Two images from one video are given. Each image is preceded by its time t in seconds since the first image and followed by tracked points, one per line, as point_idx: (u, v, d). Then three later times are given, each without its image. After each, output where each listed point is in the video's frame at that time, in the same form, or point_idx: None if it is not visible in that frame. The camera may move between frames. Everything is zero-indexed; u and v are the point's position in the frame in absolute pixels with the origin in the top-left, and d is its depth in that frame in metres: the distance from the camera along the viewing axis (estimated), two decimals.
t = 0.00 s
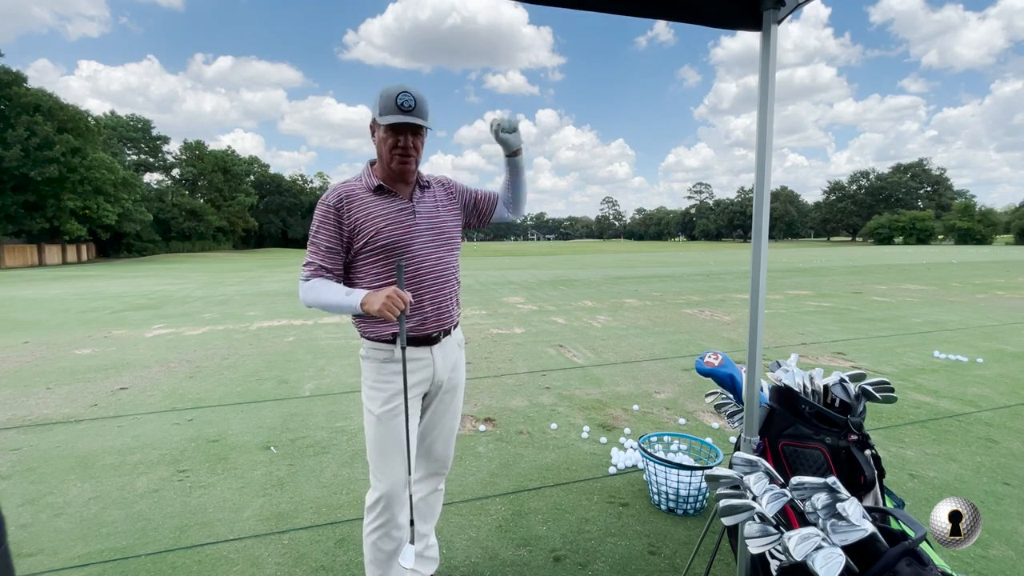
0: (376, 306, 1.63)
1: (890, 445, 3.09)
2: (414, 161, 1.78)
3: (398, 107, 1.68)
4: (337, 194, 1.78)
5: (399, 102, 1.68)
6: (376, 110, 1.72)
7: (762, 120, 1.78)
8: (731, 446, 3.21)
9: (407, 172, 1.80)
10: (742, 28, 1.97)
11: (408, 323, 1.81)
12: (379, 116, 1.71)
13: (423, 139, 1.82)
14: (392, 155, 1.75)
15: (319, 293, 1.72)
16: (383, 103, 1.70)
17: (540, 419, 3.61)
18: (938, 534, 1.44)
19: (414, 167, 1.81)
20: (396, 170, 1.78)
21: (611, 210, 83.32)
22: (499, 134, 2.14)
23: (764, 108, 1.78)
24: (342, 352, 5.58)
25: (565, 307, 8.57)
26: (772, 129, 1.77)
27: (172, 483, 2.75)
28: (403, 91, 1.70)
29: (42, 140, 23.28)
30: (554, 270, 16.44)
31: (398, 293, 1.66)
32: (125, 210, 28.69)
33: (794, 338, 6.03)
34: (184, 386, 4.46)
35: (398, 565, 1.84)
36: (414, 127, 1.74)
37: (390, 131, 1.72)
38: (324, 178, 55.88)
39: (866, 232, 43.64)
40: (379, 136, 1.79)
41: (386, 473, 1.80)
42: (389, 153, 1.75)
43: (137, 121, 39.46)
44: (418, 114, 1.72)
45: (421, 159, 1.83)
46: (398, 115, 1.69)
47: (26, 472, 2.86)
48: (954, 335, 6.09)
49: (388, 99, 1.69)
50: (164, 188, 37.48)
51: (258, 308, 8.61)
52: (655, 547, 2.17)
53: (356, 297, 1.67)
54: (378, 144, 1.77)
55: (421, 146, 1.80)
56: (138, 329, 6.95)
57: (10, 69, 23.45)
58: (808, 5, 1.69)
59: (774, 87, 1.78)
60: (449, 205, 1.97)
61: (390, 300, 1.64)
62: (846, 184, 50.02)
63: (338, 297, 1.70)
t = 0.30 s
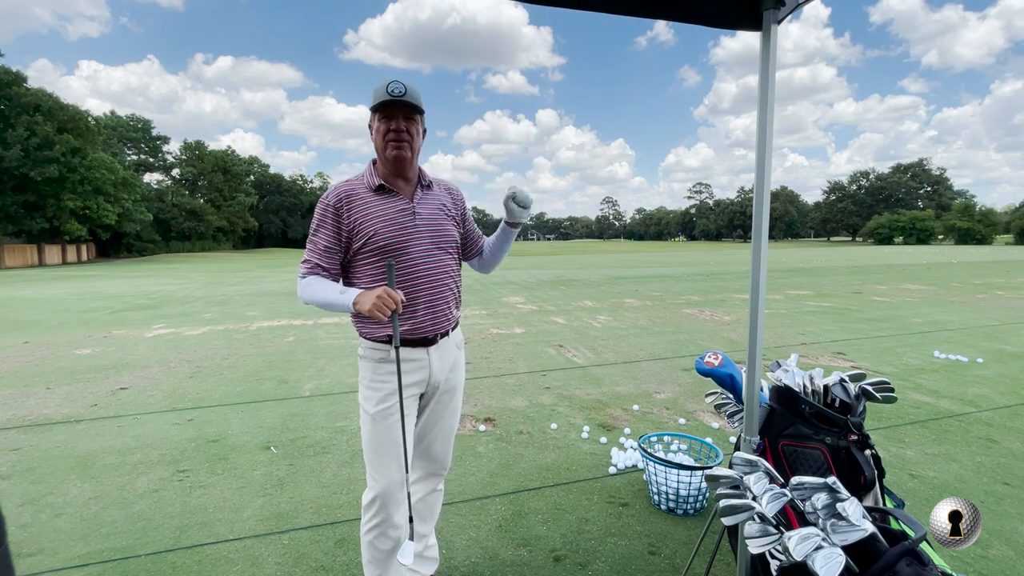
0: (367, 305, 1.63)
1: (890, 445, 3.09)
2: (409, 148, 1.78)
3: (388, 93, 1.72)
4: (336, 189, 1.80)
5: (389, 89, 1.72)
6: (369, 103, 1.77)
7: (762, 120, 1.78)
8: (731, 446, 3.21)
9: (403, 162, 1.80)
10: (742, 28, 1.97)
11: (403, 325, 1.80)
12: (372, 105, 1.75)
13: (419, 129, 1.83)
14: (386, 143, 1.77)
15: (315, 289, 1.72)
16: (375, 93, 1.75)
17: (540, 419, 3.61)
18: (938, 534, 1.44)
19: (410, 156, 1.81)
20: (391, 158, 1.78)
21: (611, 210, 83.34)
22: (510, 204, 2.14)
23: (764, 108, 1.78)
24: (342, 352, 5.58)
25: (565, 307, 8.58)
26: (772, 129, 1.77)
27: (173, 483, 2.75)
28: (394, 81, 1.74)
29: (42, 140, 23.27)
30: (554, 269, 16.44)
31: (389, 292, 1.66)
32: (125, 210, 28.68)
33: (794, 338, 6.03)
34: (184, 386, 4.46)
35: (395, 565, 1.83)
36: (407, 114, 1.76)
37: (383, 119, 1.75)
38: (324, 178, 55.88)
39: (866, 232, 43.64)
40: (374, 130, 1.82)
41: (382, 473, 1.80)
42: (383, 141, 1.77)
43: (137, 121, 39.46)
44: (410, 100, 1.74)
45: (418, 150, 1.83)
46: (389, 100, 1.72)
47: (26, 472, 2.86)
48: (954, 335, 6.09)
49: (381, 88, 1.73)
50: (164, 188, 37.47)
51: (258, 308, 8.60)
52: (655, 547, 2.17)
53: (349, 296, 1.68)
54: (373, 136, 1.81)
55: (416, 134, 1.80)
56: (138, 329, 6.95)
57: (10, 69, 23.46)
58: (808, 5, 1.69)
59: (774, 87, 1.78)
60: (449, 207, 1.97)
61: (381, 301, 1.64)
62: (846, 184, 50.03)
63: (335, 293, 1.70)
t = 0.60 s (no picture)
0: (365, 304, 1.64)
1: (890, 445, 3.09)
2: (410, 147, 1.78)
3: (389, 93, 1.72)
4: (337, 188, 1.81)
5: (390, 90, 1.72)
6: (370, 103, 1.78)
7: (762, 120, 1.78)
8: (731, 446, 3.21)
9: (404, 162, 1.80)
10: (742, 28, 1.97)
11: (401, 325, 1.80)
12: (373, 106, 1.75)
13: (420, 129, 1.83)
14: (387, 143, 1.76)
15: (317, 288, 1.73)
16: (376, 92, 1.74)
17: (540, 419, 3.61)
18: (938, 534, 1.44)
19: (411, 156, 1.81)
20: (392, 158, 1.78)
21: (611, 210, 83.36)
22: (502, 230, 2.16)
23: (764, 108, 1.78)
24: (342, 352, 5.58)
25: (565, 307, 8.57)
26: (772, 129, 1.77)
27: (172, 483, 2.75)
28: (395, 81, 1.74)
29: (42, 140, 23.27)
30: (554, 269, 16.44)
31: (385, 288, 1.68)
32: (125, 210, 28.68)
33: (794, 338, 6.03)
34: (184, 386, 4.46)
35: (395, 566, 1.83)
36: (407, 114, 1.76)
37: (384, 120, 1.75)
38: (324, 178, 55.88)
39: (866, 232, 43.67)
40: (375, 130, 1.82)
41: (382, 472, 1.80)
42: (384, 141, 1.77)
43: (137, 121, 39.44)
44: (411, 101, 1.74)
45: (418, 150, 1.83)
46: (390, 101, 1.72)
47: (27, 472, 2.86)
48: (954, 335, 6.09)
49: (382, 89, 1.73)
50: (164, 188, 37.46)
51: (258, 308, 8.60)
52: (654, 547, 2.17)
53: (349, 296, 1.69)
54: (375, 137, 1.81)
55: (417, 134, 1.80)
56: (138, 329, 6.95)
57: (10, 69, 23.46)
58: (808, 6, 1.69)
59: (774, 87, 1.78)
60: (449, 207, 1.97)
61: (379, 300, 1.64)
62: (846, 184, 50.00)
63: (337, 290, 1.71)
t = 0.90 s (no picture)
0: (363, 308, 1.64)
1: (890, 445, 3.09)
2: (410, 147, 1.78)
3: (389, 93, 1.72)
4: (339, 189, 1.81)
5: (390, 90, 1.72)
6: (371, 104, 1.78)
7: (762, 120, 1.78)
8: (731, 446, 3.21)
9: (405, 161, 1.80)
10: (742, 28, 1.97)
11: (401, 326, 1.80)
12: (373, 106, 1.75)
13: (420, 129, 1.82)
14: (387, 143, 1.76)
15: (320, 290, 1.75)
16: (376, 93, 1.75)
17: (540, 419, 3.61)
18: (938, 534, 1.44)
19: (412, 156, 1.81)
20: (393, 158, 1.78)
21: (611, 210, 83.40)
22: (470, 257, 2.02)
23: (764, 108, 1.78)
24: (342, 352, 5.58)
25: (565, 307, 8.58)
26: (772, 128, 1.77)
27: (173, 483, 2.75)
28: (395, 81, 1.74)
29: (42, 140, 23.26)
30: (554, 269, 16.44)
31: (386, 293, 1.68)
32: (125, 210, 28.66)
33: (794, 338, 6.03)
34: (184, 386, 4.46)
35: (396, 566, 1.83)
36: (407, 114, 1.76)
37: (384, 120, 1.75)
38: (324, 178, 55.89)
39: (866, 232, 43.67)
40: (376, 130, 1.82)
41: (383, 471, 1.80)
42: (384, 141, 1.77)
43: (137, 121, 39.44)
44: (411, 101, 1.74)
45: (419, 150, 1.83)
46: (389, 101, 1.72)
47: (26, 472, 2.86)
48: (954, 335, 6.09)
49: (381, 90, 1.73)
50: (164, 188, 37.44)
51: (258, 308, 8.60)
52: (655, 547, 2.17)
53: (349, 297, 1.69)
54: (375, 137, 1.81)
55: (417, 133, 1.80)
56: (138, 329, 6.95)
57: (10, 69, 23.45)
58: (808, 6, 1.69)
59: (774, 87, 1.78)
60: (451, 207, 1.96)
61: (377, 304, 1.64)
62: (846, 184, 49.98)
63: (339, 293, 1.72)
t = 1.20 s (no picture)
0: (362, 312, 1.64)
1: (890, 445, 3.09)
2: (414, 148, 1.78)
3: (392, 95, 1.71)
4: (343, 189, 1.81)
5: (392, 91, 1.72)
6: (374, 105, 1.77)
7: (762, 120, 1.78)
8: (731, 446, 3.21)
9: (409, 163, 1.80)
10: (741, 28, 1.97)
11: (405, 326, 1.81)
12: (375, 107, 1.75)
13: (423, 130, 1.82)
14: (391, 144, 1.77)
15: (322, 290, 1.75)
16: (379, 94, 1.74)
17: (540, 419, 3.61)
18: (938, 534, 1.44)
19: (415, 157, 1.81)
20: (397, 159, 1.78)
21: (611, 210, 83.44)
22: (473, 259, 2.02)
23: (764, 108, 1.78)
24: (342, 352, 5.58)
25: (565, 307, 8.58)
26: (772, 129, 1.77)
27: (173, 483, 2.75)
28: (398, 82, 1.74)
29: (42, 140, 23.26)
30: (554, 269, 16.44)
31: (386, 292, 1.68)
32: (125, 210, 28.66)
33: (794, 338, 6.03)
34: (184, 386, 4.46)
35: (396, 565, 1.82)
36: (410, 115, 1.76)
37: (387, 121, 1.75)
38: (324, 179, 55.93)
39: (865, 232, 43.69)
40: (379, 131, 1.81)
41: (384, 471, 1.80)
42: (388, 142, 1.77)
43: (137, 121, 39.45)
44: (414, 102, 1.74)
45: (423, 150, 1.83)
46: (392, 102, 1.71)
47: (26, 472, 2.86)
48: (954, 335, 6.09)
49: (384, 92, 1.73)
50: (164, 188, 37.44)
51: (258, 308, 8.60)
52: (654, 547, 2.17)
53: (349, 298, 1.69)
54: (378, 138, 1.81)
55: (421, 134, 1.80)
56: (138, 329, 6.95)
57: (10, 69, 23.44)
58: (808, 6, 1.69)
59: (773, 87, 1.78)
60: (454, 208, 1.96)
61: (377, 309, 1.64)
62: (846, 184, 49.97)
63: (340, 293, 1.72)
